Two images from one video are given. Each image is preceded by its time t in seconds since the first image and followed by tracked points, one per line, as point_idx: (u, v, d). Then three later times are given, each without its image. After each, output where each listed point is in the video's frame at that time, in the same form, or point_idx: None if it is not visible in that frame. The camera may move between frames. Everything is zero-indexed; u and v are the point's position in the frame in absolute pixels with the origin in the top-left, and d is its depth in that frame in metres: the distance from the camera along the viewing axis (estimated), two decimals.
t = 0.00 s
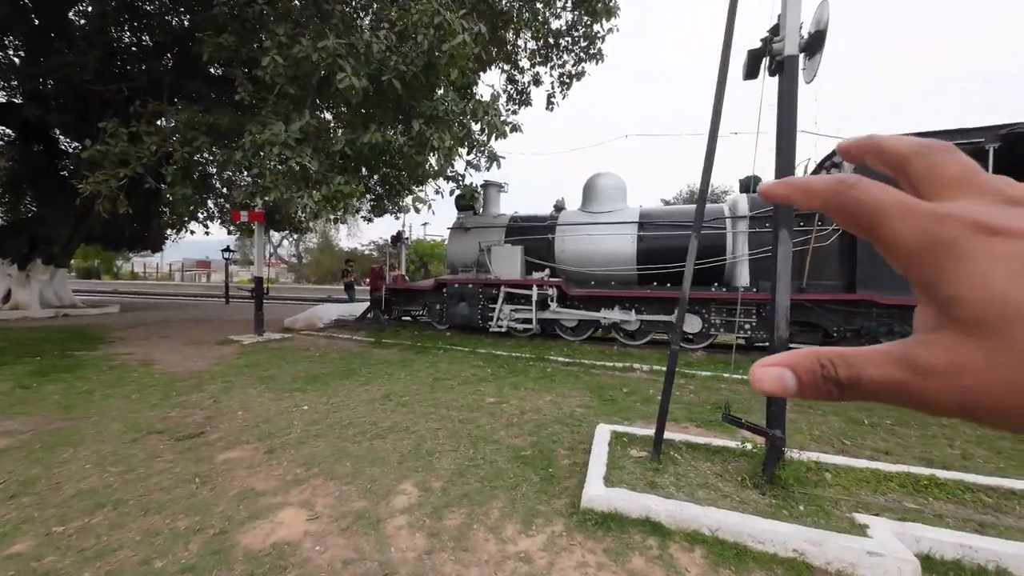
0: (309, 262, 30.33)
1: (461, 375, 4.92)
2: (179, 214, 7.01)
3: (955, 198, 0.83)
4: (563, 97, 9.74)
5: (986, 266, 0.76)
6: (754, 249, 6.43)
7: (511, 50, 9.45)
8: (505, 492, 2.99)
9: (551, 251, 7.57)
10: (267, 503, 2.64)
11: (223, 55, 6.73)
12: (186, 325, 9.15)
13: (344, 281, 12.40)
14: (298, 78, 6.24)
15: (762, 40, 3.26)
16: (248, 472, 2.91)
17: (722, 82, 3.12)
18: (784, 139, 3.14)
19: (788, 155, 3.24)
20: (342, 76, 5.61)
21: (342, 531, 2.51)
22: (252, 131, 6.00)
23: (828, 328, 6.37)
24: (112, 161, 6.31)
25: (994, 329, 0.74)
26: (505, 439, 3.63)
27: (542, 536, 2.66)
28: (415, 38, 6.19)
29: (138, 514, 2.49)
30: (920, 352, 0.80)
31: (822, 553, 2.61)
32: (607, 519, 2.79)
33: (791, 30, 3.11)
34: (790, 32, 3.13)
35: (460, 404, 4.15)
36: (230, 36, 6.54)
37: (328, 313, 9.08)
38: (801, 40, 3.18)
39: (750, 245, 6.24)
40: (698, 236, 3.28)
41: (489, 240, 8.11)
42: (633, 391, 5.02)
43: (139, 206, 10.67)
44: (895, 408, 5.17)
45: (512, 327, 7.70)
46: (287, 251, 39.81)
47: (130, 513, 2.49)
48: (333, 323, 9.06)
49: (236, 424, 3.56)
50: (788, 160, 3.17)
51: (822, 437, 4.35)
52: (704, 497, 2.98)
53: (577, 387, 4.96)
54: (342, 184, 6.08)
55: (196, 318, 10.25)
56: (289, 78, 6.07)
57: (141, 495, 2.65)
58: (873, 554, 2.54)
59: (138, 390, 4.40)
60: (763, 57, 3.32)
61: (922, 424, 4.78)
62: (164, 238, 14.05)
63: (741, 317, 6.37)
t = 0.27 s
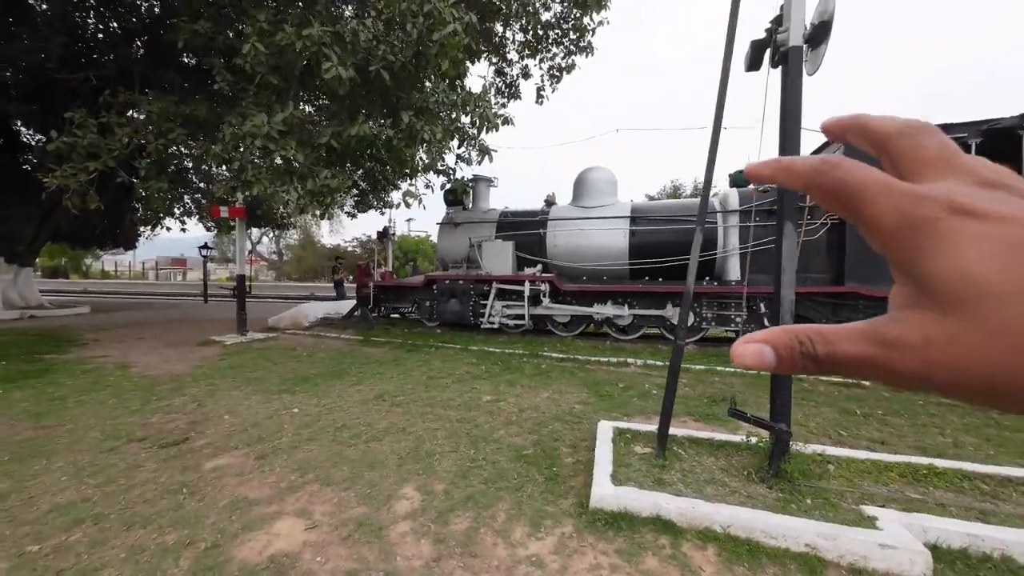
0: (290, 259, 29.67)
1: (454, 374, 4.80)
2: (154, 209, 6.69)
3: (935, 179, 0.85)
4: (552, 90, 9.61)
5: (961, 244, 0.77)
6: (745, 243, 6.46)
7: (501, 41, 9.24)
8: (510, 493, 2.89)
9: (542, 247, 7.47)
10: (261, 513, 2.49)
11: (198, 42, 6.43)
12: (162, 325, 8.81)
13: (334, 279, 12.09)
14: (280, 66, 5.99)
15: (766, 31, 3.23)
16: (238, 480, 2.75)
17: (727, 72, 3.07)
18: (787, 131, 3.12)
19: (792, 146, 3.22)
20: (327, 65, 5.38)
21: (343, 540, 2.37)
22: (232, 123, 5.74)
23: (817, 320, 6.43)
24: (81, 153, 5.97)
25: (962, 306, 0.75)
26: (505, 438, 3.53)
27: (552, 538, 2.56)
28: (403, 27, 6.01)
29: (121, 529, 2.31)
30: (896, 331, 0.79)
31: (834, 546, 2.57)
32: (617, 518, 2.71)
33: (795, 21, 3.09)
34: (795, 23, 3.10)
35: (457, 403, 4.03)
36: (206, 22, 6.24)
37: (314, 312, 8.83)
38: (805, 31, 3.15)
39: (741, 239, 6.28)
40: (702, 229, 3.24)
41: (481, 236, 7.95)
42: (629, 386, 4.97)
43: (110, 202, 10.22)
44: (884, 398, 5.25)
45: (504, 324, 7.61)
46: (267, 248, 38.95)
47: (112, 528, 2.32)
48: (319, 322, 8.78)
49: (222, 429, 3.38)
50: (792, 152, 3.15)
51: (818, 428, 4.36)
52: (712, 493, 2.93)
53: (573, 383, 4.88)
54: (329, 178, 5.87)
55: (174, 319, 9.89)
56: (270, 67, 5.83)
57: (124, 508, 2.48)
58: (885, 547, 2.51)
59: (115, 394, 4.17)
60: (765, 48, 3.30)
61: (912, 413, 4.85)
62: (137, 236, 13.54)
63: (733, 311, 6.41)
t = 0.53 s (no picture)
0: (269, 259, 28.98)
1: (449, 372, 4.65)
2: (125, 208, 6.35)
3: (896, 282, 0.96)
4: (541, 82, 9.50)
5: (897, 340, 0.88)
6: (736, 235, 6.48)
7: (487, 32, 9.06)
8: (519, 496, 2.76)
9: (533, 242, 7.34)
10: (256, 528, 2.31)
11: (167, 31, 6.10)
12: (135, 330, 8.43)
13: (321, 277, 11.75)
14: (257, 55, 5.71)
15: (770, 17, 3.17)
16: (228, 494, 2.56)
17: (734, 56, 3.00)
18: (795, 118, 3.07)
19: (799, 132, 3.18)
20: (308, 54, 5.12)
21: (348, 553, 2.22)
22: (207, 115, 5.44)
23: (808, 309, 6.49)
24: (42, 149, 5.61)
25: (894, 391, 0.87)
26: (508, 437, 3.39)
27: (567, 541, 2.45)
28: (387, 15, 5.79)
29: (101, 553, 2.11)
30: (846, 406, 0.90)
31: (853, 538, 2.51)
32: (632, 518, 2.61)
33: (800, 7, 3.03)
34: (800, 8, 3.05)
35: (455, 403, 3.88)
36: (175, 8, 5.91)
37: (298, 312, 8.55)
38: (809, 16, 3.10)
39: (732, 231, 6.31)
40: (708, 219, 3.19)
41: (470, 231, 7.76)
42: (627, 379, 4.88)
43: (74, 201, 9.71)
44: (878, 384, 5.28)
45: (497, 320, 7.48)
46: (245, 249, 38.01)
47: (91, 552, 2.12)
48: (304, 323, 8.51)
49: (208, 439, 3.16)
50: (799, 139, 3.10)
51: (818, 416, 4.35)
52: (727, 488, 2.85)
53: (571, 378, 4.78)
54: (314, 173, 5.61)
55: (149, 323, 9.48)
56: (246, 57, 5.56)
57: (104, 529, 2.27)
58: (905, 536, 2.46)
59: (89, 405, 3.91)
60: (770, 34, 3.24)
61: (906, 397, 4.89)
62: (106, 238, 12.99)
63: (725, 301, 6.48)
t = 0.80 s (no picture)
0: (239, 258, 28.07)
1: (438, 373, 4.48)
2: (82, 206, 5.93)
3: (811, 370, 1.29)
4: (523, 76, 9.39)
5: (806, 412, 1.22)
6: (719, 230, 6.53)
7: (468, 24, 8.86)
8: (523, 502, 2.63)
9: (519, 238, 7.20)
10: (244, 550, 2.12)
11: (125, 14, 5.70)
12: (96, 335, 7.95)
13: (299, 275, 11.35)
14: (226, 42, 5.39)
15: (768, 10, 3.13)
16: (210, 513, 2.35)
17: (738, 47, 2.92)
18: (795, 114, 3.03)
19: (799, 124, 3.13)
20: (285, 43, 4.84)
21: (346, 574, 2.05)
22: (174, 106, 5.10)
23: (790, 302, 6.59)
24: None
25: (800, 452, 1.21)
26: (506, 440, 3.26)
27: (577, 548, 2.33)
28: (366, 3, 5.56)
29: None
30: (785, 470, 1.21)
31: (863, 532, 2.46)
32: (642, 521, 2.51)
33: None
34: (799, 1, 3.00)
35: (448, 406, 3.72)
36: None
37: (274, 313, 8.21)
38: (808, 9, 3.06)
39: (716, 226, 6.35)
40: (707, 216, 3.14)
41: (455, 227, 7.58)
42: (619, 375, 4.81)
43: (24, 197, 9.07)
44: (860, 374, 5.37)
45: (483, 318, 7.32)
46: (212, 247, 36.71)
47: None
48: (280, 323, 8.19)
49: (184, 453, 2.93)
50: (801, 134, 3.06)
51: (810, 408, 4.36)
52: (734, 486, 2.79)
53: (562, 376, 4.67)
54: (291, 168, 5.31)
55: (111, 327, 8.98)
56: (216, 43, 5.23)
57: (70, 560, 2.04)
58: (914, 528, 2.42)
59: (48, 418, 3.60)
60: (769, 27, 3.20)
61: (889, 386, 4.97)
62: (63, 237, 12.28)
63: (709, 296, 6.57)
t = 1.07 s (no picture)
0: (194, 259, 26.78)
1: (419, 375, 4.31)
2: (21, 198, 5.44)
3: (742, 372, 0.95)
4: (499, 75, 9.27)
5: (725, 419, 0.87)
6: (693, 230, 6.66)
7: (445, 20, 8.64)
8: (518, 507, 2.51)
9: (498, 237, 7.09)
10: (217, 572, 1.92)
11: None
12: (36, 340, 7.33)
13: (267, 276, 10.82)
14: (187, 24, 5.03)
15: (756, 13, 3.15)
16: (177, 532, 2.13)
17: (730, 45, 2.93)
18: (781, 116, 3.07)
19: (786, 122, 3.16)
20: (254, 28, 4.55)
21: None
22: (127, 91, 4.72)
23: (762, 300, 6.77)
24: None
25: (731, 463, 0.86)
26: (495, 443, 3.14)
27: (577, 553, 2.23)
28: None
29: None
30: (712, 490, 0.86)
31: (850, 522, 2.43)
32: (641, 521, 2.44)
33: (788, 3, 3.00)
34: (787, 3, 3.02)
35: (431, 409, 3.56)
36: None
37: (236, 315, 7.80)
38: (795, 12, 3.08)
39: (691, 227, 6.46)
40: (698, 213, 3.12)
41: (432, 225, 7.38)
42: (601, 374, 4.77)
43: None
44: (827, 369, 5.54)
45: (461, 318, 7.15)
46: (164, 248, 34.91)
47: None
48: (245, 326, 7.75)
49: (144, 466, 2.67)
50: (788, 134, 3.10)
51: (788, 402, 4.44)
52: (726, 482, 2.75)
53: (546, 376, 4.59)
54: (256, 159, 4.97)
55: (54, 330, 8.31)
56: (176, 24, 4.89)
57: None
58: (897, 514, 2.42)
59: None
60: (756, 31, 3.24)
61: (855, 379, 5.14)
62: None
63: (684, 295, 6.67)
